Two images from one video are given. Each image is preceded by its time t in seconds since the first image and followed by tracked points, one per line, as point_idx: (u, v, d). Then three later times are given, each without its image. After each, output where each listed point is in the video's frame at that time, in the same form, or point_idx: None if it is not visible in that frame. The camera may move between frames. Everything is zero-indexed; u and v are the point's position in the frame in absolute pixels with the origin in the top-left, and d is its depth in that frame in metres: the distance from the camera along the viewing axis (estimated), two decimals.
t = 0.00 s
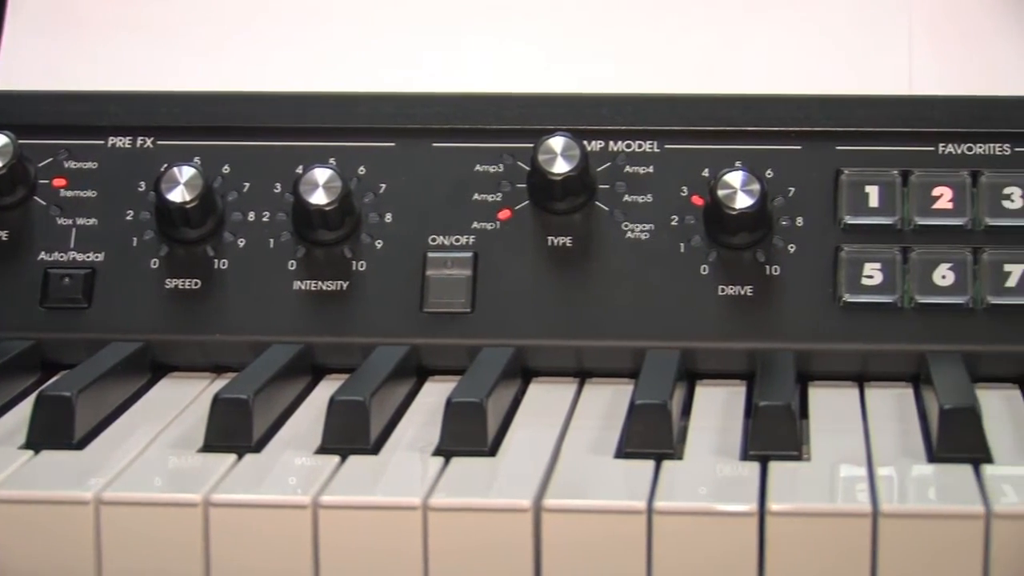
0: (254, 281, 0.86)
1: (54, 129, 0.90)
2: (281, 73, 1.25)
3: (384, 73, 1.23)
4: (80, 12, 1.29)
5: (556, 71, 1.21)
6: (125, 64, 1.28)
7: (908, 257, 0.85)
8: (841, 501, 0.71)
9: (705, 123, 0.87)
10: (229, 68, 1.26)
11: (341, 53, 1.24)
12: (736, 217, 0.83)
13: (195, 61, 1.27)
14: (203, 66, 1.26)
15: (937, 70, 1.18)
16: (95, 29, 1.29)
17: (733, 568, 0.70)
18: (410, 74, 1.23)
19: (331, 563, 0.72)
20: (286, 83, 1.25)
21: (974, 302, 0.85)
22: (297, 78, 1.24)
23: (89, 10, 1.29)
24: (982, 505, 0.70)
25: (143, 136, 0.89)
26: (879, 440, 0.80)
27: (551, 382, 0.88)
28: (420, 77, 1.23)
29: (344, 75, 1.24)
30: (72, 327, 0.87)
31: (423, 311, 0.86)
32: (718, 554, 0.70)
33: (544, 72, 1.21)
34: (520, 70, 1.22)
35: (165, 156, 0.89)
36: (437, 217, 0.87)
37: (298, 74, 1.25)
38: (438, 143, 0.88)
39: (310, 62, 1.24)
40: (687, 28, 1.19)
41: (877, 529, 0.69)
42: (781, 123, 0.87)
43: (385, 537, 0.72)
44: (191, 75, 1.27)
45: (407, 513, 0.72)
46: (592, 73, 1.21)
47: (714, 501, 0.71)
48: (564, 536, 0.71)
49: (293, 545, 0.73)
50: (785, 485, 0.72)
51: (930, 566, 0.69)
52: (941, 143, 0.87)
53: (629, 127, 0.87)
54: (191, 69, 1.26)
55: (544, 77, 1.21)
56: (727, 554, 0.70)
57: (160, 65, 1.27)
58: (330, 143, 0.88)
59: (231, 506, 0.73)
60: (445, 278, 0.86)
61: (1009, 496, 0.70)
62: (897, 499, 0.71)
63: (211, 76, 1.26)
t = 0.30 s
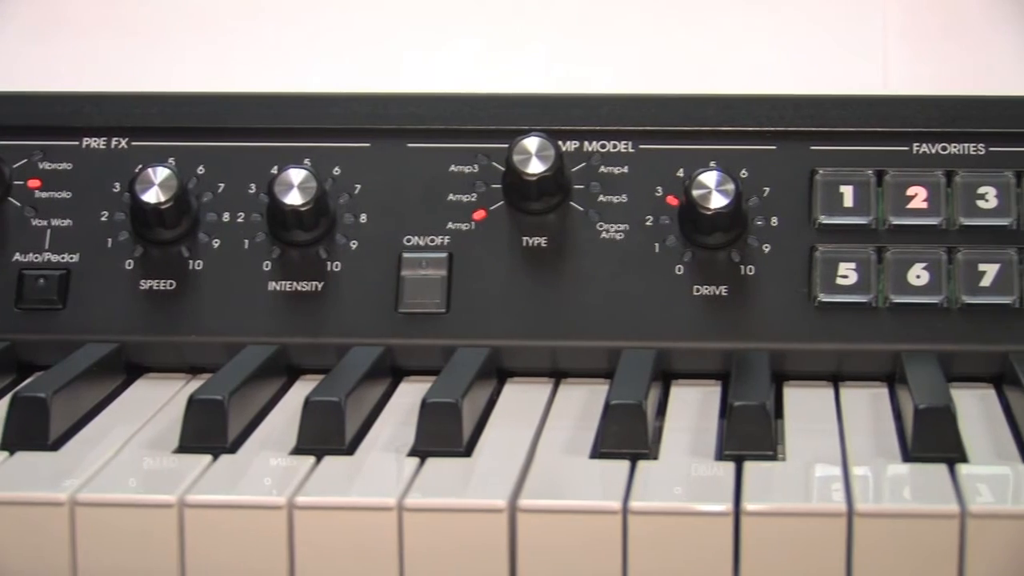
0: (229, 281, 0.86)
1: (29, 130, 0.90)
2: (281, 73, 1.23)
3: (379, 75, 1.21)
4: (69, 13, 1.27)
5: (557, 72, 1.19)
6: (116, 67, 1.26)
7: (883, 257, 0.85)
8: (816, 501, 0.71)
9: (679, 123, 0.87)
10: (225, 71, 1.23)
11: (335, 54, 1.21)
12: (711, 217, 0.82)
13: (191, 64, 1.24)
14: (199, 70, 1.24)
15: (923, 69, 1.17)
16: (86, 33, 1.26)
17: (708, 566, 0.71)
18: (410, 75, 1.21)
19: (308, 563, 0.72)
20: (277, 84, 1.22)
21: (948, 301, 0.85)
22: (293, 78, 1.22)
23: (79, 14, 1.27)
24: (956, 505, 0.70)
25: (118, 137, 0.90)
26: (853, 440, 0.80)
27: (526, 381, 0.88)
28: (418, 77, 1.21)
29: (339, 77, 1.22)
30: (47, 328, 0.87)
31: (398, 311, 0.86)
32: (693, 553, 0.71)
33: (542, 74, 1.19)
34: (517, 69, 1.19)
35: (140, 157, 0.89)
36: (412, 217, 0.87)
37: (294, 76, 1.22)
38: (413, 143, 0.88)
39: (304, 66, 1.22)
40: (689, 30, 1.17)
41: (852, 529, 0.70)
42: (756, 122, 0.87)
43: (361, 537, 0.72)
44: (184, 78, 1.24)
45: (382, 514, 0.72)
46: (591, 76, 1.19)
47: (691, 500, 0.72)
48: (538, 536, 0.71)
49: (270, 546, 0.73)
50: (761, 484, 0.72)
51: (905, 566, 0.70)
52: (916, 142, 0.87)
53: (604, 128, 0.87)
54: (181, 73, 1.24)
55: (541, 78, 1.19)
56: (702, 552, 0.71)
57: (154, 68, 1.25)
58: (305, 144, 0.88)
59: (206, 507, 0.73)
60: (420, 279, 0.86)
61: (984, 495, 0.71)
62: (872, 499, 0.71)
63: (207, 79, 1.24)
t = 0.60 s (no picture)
0: (201, 282, 0.86)
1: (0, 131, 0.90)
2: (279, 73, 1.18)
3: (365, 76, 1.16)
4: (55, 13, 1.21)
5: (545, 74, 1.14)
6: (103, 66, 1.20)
7: (855, 256, 0.85)
8: (788, 500, 0.72)
9: (651, 123, 0.87)
10: (223, 74, 1.18)
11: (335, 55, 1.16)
12: (683, 217, 0.82)
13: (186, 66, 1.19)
14: (193, 71, 1.19)
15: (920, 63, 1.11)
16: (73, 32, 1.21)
17: (681, 566, 0.71)
18: (414, 75, 1.16)
19: (281, 564, 0.73)
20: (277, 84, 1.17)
21: (921, 301, 0.85)
22: (292, 78, 1.17)
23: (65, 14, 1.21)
24: (929, 504, 0.71)
25: (90, 137, 0.89)
26: (825, 441, 0.80)
27: (499, 382, 0.88)
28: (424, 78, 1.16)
29: (336, 78, 1.17)
30: (19, 330, 0.87)
31: (371, 312, 0.86)
32: (666, 554, 0.71)
33: (549, 73, 1.14)
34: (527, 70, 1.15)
35: (111, 157, 0.89)
36: (384, 217, 0.87)
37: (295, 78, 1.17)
38: (386, 143, 0.88)
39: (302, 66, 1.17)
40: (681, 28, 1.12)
41: (825, 528, 0.71)
42: (727, 122, 0.87)
43: (334, 538, 0.72)
44: (175, 77, 1.19)
45: (355, 514, 0.72)
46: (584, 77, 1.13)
47: (664, 501, 0.72)
48: (511, 536, 0.72)
49: (242, 548, 0.73)
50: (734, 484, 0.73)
51: (878, 566, 0.70)
52: (888, 142, 0.87)
53: (577, 128, 0.87)
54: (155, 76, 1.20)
55: (548, 79, 1.14)
56: (674, 552, 0.71)
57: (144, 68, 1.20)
58: (277, 144, 0.88)
59: (179, 509, 0.73)
60: (393, 279, 0.86)
61: (956, 495, 0.71)
62: (845, 499, 0.72)
63: (198, 78, 1.18)
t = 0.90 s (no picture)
0: (176, 283, 0.86)
1: None
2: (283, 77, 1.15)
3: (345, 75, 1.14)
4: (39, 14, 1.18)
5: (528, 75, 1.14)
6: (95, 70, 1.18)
7: (829, 256, 0.85)
8: (763, 500, 0.72)
9: (625, 124, 0.87)
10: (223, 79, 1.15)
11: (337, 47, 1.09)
12: (658, 216, 0.82)
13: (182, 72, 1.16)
14: (187, 71, 1.16)
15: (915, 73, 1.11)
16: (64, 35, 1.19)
17: (654, 566, 0.72)
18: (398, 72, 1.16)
19: (257, 564, 0.73)
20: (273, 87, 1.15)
21: (895, 300, 0.85)
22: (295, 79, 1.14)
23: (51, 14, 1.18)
24: (904, 503, 0.72)
25: (64, 138, 0.89)
26: (799, 441, 0.80)
27: (474, 382, 0.88)
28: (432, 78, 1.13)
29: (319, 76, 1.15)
30: None
31: (346, 312, 0.86)
32: (640, 554, 0.72)
33: (550, 74, 1.12)
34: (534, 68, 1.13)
35: (86, 158, 0.89)
36: (359, 217, 0.87)
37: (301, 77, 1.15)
38: (360, 144, 0.88)
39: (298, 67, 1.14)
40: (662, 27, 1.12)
41: (801, 528, 0.71)
42: (701, 122, 0.87)
43: (309, 539, 0.73)
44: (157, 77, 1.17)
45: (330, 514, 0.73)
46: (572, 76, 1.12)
47: (638, 500, 0.72)
48: (486, 536, 0.72)
49: (216, 548, 0.73)
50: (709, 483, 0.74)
51: (853, 567, 0.71)
52: (862, 142, 0.87)
53: (551, 128, 0.87)
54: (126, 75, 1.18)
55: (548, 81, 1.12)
56: (647, 552, 0.72)
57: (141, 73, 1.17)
58: (252, 145, 0.88)
59: (153, 509, 0.73)
60: (368, 279, 0.86)
61: (931, 494, 0.72)
62: (820, 498, 0.72)
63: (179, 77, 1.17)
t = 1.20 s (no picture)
0: (150, 283, 0.86)
1: None
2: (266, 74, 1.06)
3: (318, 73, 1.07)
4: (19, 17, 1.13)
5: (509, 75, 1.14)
6: (66, 66, 1.10)
7: (803, 256, 0.85)
8: (738, 499, 0.73)
9: (599, 123, 0.87)
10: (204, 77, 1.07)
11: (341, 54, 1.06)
12: (632, 216, 0.82)
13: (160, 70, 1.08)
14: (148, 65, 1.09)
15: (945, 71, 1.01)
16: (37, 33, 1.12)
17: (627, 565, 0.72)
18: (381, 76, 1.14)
19: (233, 564, 0.73)
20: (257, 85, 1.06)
21: (869, 299, 0.85)
22: (270, 79, 1.06)
23: (32, 16, 1.13)
24: (879, 503, 0.72)
25: (39, 139, 0.89)
26: (773, 441, 0.81)
27: (449, 382, 0.88)
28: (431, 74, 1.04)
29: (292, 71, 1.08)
30: None
31: (320, 312, 0.86)
32: (614, 553, 0.72)
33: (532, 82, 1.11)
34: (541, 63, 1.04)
35: (60, 159, 0.89)
36: (333, 217, 0.87)
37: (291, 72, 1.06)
38: (334, 144, 0.88)
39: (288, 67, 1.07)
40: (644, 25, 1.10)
41: (775, 528, 0.72)
42: (675, 122, 0.87)
43: (285, 539, 0.73)
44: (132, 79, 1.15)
45: (304, 515, 0.73)
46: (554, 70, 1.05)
47: (611, 500, 0.73)
48: (460, 536, 0.73)
49: (192, 548, 0.73)
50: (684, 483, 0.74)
51: (825, 566, 0.72)
52: (836, 141, 0.87)
53: (525, 128, 0.87)
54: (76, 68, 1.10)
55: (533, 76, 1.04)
56: (620, 551, 0.72)
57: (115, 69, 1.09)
58: (226, 145, 0.88)
59: (128, 511, 0.73)
60: (342, 280, 0.86)
61: (906, 494, 0.73)
62: (794, 498, 0.73)
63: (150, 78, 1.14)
